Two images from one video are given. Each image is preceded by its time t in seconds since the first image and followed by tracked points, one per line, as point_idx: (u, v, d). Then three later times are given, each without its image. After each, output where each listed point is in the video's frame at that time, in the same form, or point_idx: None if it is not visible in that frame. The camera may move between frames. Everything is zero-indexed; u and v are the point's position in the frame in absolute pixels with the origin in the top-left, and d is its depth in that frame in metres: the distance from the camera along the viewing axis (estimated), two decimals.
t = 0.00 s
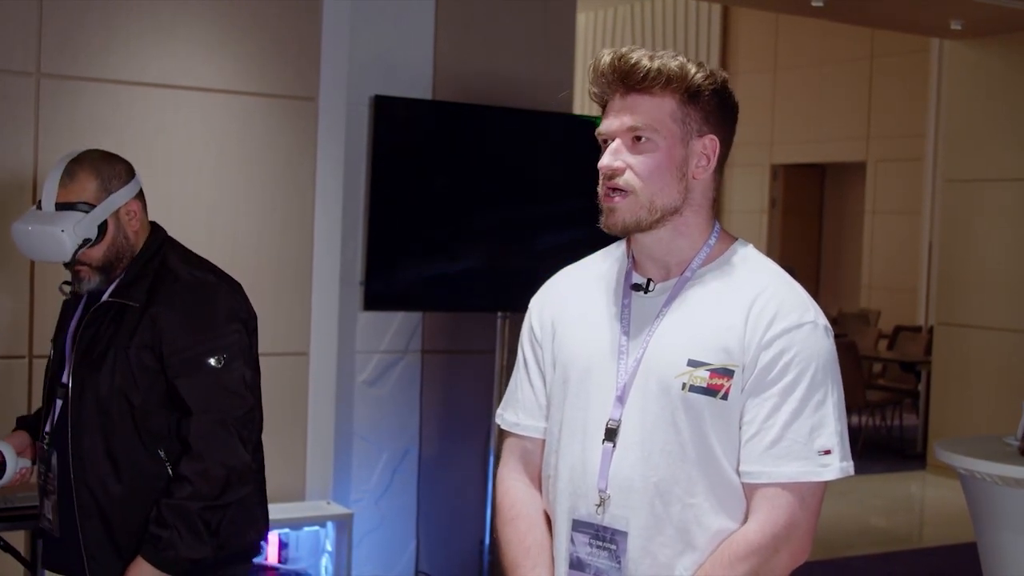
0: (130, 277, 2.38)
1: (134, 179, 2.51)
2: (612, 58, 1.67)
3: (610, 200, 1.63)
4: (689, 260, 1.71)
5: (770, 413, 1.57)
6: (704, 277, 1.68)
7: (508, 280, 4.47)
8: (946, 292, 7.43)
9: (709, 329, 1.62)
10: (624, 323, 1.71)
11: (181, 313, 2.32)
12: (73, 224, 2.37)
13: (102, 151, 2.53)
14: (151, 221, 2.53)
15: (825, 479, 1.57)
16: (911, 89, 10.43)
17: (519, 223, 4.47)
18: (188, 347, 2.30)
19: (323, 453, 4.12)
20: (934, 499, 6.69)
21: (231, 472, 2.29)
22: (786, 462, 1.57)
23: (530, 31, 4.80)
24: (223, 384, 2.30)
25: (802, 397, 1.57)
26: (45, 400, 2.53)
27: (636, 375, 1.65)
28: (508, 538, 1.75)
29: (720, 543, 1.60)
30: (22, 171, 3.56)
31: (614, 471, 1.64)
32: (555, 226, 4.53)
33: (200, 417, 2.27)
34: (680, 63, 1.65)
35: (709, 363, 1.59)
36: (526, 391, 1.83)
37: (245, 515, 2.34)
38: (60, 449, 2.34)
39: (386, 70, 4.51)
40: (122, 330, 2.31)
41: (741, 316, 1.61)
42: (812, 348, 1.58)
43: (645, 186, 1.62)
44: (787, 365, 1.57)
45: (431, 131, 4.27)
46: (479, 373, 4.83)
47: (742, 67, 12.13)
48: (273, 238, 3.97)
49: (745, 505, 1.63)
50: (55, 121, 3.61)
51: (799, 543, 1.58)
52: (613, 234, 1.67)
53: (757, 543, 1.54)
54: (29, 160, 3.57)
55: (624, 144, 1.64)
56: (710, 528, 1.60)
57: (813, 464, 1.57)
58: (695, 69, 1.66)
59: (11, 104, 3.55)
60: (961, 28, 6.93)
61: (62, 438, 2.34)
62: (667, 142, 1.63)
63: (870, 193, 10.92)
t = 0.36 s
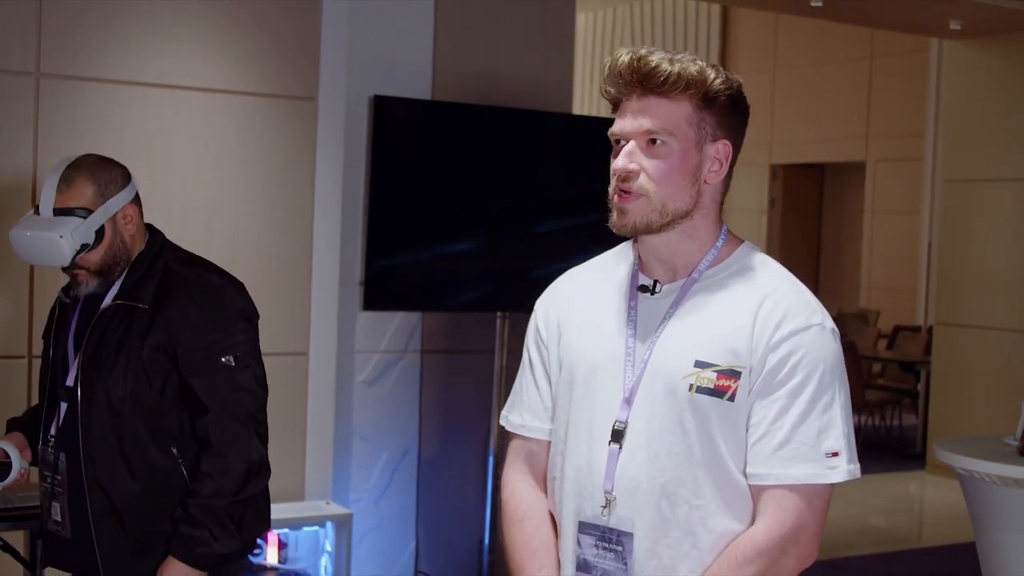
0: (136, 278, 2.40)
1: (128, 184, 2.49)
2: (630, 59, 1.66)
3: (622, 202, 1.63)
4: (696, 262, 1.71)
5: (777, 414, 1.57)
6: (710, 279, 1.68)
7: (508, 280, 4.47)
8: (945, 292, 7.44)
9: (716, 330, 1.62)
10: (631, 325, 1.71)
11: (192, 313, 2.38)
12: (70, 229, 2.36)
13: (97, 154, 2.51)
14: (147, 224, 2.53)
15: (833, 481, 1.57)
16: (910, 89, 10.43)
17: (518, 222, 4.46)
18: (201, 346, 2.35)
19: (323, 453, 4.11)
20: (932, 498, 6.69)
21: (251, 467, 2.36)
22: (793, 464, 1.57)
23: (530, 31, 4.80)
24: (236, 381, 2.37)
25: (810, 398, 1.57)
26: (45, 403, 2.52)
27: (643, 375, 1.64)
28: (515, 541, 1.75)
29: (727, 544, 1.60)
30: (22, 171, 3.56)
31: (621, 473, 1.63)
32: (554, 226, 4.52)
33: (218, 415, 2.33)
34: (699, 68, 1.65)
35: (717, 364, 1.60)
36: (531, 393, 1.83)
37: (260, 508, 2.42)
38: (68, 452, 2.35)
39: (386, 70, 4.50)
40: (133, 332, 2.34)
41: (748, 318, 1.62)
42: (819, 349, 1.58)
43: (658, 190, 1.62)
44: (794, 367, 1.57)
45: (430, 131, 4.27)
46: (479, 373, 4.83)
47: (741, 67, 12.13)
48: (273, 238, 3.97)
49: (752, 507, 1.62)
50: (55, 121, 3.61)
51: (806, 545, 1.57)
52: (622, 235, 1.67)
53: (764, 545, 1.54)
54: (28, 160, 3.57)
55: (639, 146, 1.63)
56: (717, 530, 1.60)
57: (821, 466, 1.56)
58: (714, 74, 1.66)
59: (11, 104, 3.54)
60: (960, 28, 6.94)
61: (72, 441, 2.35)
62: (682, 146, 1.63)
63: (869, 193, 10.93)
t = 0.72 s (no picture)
0: (143, 276, 2.43)
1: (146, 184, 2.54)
2: (640, 62, 1.66)
3: (625, 203, 1.63)
4: (695, 263, 1.70)
5: (774, 417, 1.57)
6: (709, 281, 1.68)
7: (507, 280, 4.46)
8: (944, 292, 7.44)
9: (714, 333, 1.62)
10: (630, 325, 1.70)
11: (198, 311, 2.40)
12: (79, 209, 2.40)
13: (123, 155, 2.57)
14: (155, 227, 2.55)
15: (828, 485, 1.57)
16: (909, 89, 10.44)
17: (518, 222, 4.46)
18: (207, 344, 2.38)
19: (322, 453, 4.11)
20: (932, 499, 6.70)
21: (255, 463, 2.38)
22: (789, 467, 1.56)
23: (530, 31, 4.80)
24: (241, 378, 2.39)
25: (806, 402, 1.57)
26: (43, 398, 2.51)
27: (641, 377, 1.64)
28: (509, 535, 1.74)
29: (721, 546, 1.60)
30: (21, 172, 3.56)
31: (617, 473, 1.64)
32: (554, 226, 4.52)
33: (224, 411, 2.36)
34: (707, 74, 1.65)
35: (714, 366, 1.60)
36: (529, 389, 1.83)
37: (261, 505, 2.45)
38: (70, 446, 2.36)
39: (385, 70, 4.50)
40: (139, 328, 2.37)
41: (746, 321, 1.62)
42: (817, 354, 1.58)
43: (663, 193, 1.62)
44: (792, 371, 1.58)
45: (429, 131, 4.27)
46: (478, 374, 4.83)
47: (741, 67, 12.13)
48: (272, 238, 3.97)
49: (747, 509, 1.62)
50: (55, 121, 3.60)
51: (801, 548, 1.57)
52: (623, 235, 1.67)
53: (758, 547, 1.54)
54: (29, 160, 3.56)
55: (644, 149, 1.63)
56: (712, 531, 1.60)
57: (816, 470, 1.56)
58: (722, 80, 1.66)
59: (11, 103, 3.54)
60: (960, 29, 6.94)
61: (74, 435, 2.36)
62: (689, 151, 1.63)
63: (869, 193, 10.94)
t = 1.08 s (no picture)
0: (145, 275, 2.44)
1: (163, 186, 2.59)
2: (641, 65, 1.65)
3: (619, 206, 1.63)
4: (688, 264, 1.71)
5: (765, 417, 1.58)
6: (702, 282, 1.69)
7: (507, 280, 4.46)
8: (943, 292, 7.45)
9: (706, 333, 1.63)
10: (623, 326, 1.71)
11: (198, 310, 2.41)
12: (91, 182, 2.45)
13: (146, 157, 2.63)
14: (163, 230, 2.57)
15: (818, 484, 1.57)
16: (909, 90, 10.43)
17: (518, 223, 4.46)
18: (206, 343, 2.39)
19: (321, 454, 4.11)
20: (931, 499, 6.70)
21: (252, 462, 2.39)
22: (779, 466, 1.57)
23: (529, 31, 4.80)
24: (240, 377, 2.40)
25: (797, 402, 1.58)
26: (43, 396, 2.51)
27: (633, 377, 1.65)
28: (503, 534, 1.74)
29: (712, 544, 1.60)
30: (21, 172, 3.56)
31: (610, 472, 1.64)
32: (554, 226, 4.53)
33: (222, 410, 2.37)
34: (707, 80, 1.65)
35: (705, 365, 1.60)
36: (523, 388, 1.83)
37: (254, 505, 2.45)
38: (69, 442, 2.36)
39: (385, 70, 4.51)
40: (139, 325, 2.37)
41: (737, 321, 1.62)
42: (808, 354, 1.59)
43: (656, 197, 1.62)
44: (782, 371, 1.58)
45: (429, 131, 4.27)
46: (478, 374, 4.83)
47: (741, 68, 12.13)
48: (272, 238, 3.97)
49: (738, 508, 1.63)
50: (55, 121, 3.61)
51: (791, 547, 1.57)
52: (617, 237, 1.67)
53: (748, 546, 1.54)
54: (29, 160, 3.57)
55: (641, 153, 1.63)
56: (703, 529, 1.61)
57: (806, 469, 1.57)
58: (722, 87, 1.66)
59: (11, 104, 3.54)
60: (959, 29, 6.93)
61: (73, 432, 2.36)
62: (685, 158, 1.63)
63: (869, 193, 10.94)
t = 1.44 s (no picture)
0: (141, 272, 2.46)
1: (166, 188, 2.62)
2: (651, 72, 1.65)
3: (620, 210, 1.64)
4: (682, 266, 1.71)
5: (757, 418, 1.58)
6: (696, 283, 1.69)
7: (507, 280, 4.47)
8: (943, 293, 7.45)
9: (700, 334, 1.64)
10: (618, 326, 1.71)
11: (194, 308, 2.42)
12: (88, 174, 2.49)
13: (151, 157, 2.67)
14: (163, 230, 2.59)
15: (809, 485, 1.58)
16: (909, 90, 10.43)
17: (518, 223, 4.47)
18: (201, 340, 2.39)
19: (320, 454, 4.11)
20: (930, 499, 6.70)
21: (247, 460, 2.39)
22: (770, 467, 1.57)
23: (529, 31, 4.81)
24: (235, 375, 2.41)
25: (790, 403, 1.58)
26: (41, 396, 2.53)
27: (628, 378, 1.65)
28: (496, 532, 1.75)
29: (703, 544, 1.61)
30: (21, 173, 3.58)
31: (603, 471, 1.64)
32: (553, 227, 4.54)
33: (217, 407, 2.37)
34: (718, 94, 1.65)
35: (698, 366, 1.61)
36: (517, 386, 1.83)
37: (251, 504, 2.45)
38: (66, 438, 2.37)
39: (385, 71, 4.52)
40: (135, 322, 2.38)
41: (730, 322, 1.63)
42: (801, 356, 1.59)
43: (657, 205, 1.62)
44: (775, 372, 1.59)
45: (429, 131, 4.27)
46: (478, 374, 4.84)
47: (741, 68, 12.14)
48: (271, 238, 3.98)
49: (730, 509, 1.63)
50: (55, 122, 3.62)
51: (781, 548, 1.58)
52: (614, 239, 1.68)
53: (738, 545, 1.55)
54: (29, 160, 3.58)
55: (645, 160, 1.63)
56: (695, 529, 1.61)
57: (798, 471, 1.57)
58: (730, 101, 1.67)
59: (11, 104, 3.55)
60: (958, 29, 6.92)
61: (70, 429, 2.37)
62: (688, 168, 1.64)
63: (869, 194, 10.94)
